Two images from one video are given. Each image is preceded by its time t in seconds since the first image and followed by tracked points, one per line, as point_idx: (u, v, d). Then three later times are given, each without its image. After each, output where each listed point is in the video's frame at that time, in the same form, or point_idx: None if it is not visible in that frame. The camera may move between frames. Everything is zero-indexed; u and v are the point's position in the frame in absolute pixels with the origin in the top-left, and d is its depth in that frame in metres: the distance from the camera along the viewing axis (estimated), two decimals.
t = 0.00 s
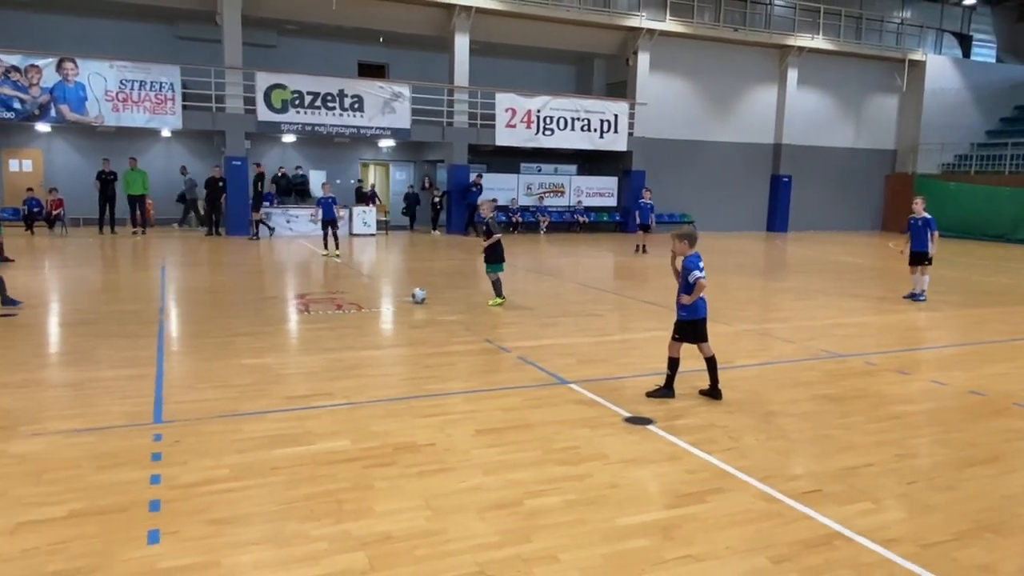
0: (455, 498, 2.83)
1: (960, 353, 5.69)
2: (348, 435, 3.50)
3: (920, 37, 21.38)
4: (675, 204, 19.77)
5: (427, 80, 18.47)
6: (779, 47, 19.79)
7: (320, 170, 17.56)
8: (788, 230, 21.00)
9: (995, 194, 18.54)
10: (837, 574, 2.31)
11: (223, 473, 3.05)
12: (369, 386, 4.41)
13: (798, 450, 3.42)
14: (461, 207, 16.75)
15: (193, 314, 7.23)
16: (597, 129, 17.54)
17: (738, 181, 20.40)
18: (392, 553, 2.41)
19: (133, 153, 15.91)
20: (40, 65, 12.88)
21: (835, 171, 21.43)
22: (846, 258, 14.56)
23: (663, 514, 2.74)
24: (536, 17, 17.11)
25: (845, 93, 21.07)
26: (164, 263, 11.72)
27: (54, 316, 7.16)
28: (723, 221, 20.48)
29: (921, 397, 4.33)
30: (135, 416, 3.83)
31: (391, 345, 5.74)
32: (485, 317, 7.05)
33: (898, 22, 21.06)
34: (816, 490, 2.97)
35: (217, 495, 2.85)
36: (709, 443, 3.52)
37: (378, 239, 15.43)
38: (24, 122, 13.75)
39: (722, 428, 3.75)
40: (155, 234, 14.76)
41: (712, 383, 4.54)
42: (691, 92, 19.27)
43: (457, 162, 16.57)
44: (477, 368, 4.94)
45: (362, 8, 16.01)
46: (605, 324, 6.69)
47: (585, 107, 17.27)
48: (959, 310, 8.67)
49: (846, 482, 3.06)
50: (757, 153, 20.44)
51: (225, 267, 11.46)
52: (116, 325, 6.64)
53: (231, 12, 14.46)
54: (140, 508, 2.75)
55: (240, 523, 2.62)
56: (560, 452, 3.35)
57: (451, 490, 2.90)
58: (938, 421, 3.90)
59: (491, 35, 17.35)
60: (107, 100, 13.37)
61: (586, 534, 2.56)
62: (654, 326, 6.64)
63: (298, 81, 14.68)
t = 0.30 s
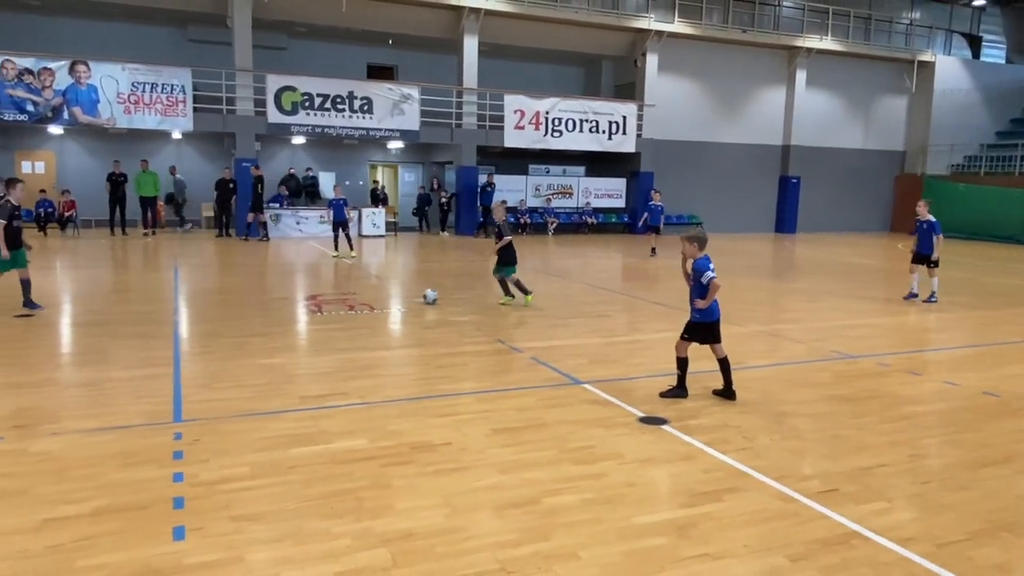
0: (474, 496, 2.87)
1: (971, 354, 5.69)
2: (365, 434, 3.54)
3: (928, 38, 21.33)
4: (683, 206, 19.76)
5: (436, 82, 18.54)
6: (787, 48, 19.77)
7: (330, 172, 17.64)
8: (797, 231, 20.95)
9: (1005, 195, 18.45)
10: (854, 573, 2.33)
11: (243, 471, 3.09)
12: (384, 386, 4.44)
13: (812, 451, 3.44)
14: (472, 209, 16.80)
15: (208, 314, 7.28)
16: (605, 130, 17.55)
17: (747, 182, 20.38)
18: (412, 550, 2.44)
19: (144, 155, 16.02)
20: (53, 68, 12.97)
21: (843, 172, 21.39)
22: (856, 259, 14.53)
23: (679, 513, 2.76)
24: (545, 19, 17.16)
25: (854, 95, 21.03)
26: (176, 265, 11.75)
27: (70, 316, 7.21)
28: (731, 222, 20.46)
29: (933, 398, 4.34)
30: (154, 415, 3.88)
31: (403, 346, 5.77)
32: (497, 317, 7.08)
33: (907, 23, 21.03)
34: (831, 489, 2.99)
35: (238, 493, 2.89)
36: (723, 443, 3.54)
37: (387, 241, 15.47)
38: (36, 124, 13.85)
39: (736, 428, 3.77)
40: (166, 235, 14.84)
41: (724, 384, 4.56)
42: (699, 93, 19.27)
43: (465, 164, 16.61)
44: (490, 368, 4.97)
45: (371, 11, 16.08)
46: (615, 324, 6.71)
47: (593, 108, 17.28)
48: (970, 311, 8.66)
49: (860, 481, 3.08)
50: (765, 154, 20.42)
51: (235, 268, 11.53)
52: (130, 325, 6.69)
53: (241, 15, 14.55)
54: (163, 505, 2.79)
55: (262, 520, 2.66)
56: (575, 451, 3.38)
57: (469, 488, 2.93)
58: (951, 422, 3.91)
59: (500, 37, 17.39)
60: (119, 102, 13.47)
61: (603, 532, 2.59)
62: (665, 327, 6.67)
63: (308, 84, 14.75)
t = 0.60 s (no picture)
0: (486, 492, 2.90)
1: (984, 355, 5.67)
2: (378, 431, 3.58)
3: (942, 39, 21.21)
4: (694, 207, 19.73)
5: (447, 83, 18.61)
6: (799, 50, 19.71)
7: (342, 173, 17.74)
8: (809, 233, 20.86)
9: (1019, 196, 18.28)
10: (865, 569, 2.35)
11: (258, 467, 3.14)
12: (397, 384, 4.49)
13: (823, 450, 3.45)
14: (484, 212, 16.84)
15: (222, 314, 7.35)
16: (616, 131, 17.54)
17: (758, 184, 20.33)
18: (426, 544, 2.48)
19: (158, 157, 16.18)
20: (69, 71, 13.13)
21: (856, 173, 21.28)
22: (869, 261, 14.45)
23: (690, 510, 2.78)
24: (555, 20, 17.20)
25: (867, 96, 20.93)
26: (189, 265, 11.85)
27: (88, 315, 7.32)
28: (743, 224, 20.40)
29: (945, 398, 4.34)
30: (171, 412, 3.95)
31: (415, 345, 5.82)
32: (508, 318, 7.13)
33: (919, 23, 20.92)
34: (842, 488, 3.00)
35: (254, 488, 2.94)
36: (734, 442, 3.55)
37: (398, 242, 15.51)
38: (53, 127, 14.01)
39: (747, 427, 3.78)
40: (179, 236, 14.97)
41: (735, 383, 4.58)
42: (710, 94, 19.24)
43: (477, 166, 16.67)
44: (502, 367, 5.01)
45: (382, 13, 16.15)
46: (626, 325, 6.74)
47: (604, 110, 17.29)
48: (983, 312, 8.62)
49: (871, 480, 3.09)
50: (777, 155, 20.36)
51: (247, 269, 11.61)
52: (146, 324, 6.77)
53: (255, 18, 14.67)
54: (181, 500, 2.84)
55: (278, 514, 2.71)
56: (587, 449, 3.40)
57: (481, 485, 2.97)
58: (963, 422, 3.91)
59: (511, 39, 17.45)
60: (134, 105, 13.62)
61: (614, 529, 2.61)
62: (676, 327, 6.69)
63: (320, 86, 14.84)
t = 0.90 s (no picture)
0: (496, 488, 2.93)
1: (998, 357, 5.64)
2: (390, 429, 3.63)
3: (959, 39, 21.02)
4: (709, 209, 19.67)
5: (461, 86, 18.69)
6: (814, 51, 19.62)
7: (357, 175, 17.86)
8: (824, 234, 20.73)
9: None
10: (872, 566, 2.36)
11: (273, 462, 3.20)
12: (409, 383, 4.53)
13: (833, 450, 3.45)
14: (497, 214, 16.90)
15: (238, 313, 7.44)
16: (629, 133, 17.53)
17: (773, 186, 20.23)
18: (435, 538, 2.52)
19: (175, 160, 16.38)
20: (88, 74, 13.33)
21: (872, 174, 21.13)
22: (885, 262, 14.35)
23: (699, 508, 2.80)
24: (570, 23, 17.23)
25: (882, 97, 20.78)
26: (206, 266, 11.98)
27: (106, 314, 7.43)
28: (757, 226, 20.32)
29: (958, 399, 4.32)
30: (187, 409, 4.02)
31: (428, 345, 5.87)
32: (521, 318, 7.16)
33: (936, 24, 20.75)
34: (851, 487, 3.01)
35: (268, 483, 2.99)
36: (744, 441, 3.56)
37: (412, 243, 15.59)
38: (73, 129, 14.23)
39: (758, 427, 3.79)
40: (196, 238, 15.13)
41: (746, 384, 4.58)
42: (724, 96, 19.18)
43: (490, 168, 16.71)
44: (513, 367, 5.05)
45: (396, 17, 16.25)
46: (638, 326, 6.75)
47: (617, 112, 17.28)
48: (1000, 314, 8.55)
49: (880, 480, 3.09)
50: (792, 157, 20.26)
51: (262, 270, 11.72)
52: (162, 323, 6.87)
53: (271, 22, 14.82)
54: (197, 494, 2.90)
55: (292, 508, 2.76)
56: (597, 448, 3.43)
57: (491, 481, 3.00)
58: (976, 423, 3.90)
59: (525, 41, 17.50)
60: (152, 108, 13.80)
61: (622, 525, 2.64)
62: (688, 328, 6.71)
63: (335, 89, 14.97)
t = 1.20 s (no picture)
0: (511, 484, 2.97)
1: (1019, 358, 5.58)
2: (408, 425, 3.67)
3: (981, 39, 20.78)
4: (727, 210, 19.58)
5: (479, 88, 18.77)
6: (834, 52, 19.48)
7: (375, 177, 17.99)
8: (844, 236, 20.56)
9: None
10: (886, 563, 2.37)
11: (293, 456, 3.26)
12: (427, 381, 4.59)
13: (849, 449, 3.45)
14: (515, 215, 16.95)
15: (258, 312, 7.55)
16: (647, 135, 17.49)
17: (792, 187, 20.10)
18: (450, 531, 2.56)
19: (195, 161, 16.58)
20: (112, 77, 13.55)
21: (892, 175, 20.91)
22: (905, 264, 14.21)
23: (714, 504, 2.82)
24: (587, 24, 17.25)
25: (903, 97, 20.59)
26: (226, 266, 12.11)
27: (129, 313, 7.57)
28: (776, 228, 20.20)
29: (976, 400, 4.30)
30: (209, 404, 4.11)
31: (445, 344, 5.92)
32: (537, 319, 7.20)
33: (958, 24, 20.51)
34: (866, 486, 3.01)
35: (287, 475, 3.06)
36: (760, 440, 3.57)
37: (429, 244, 15.68)
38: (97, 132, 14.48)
39: (773, 426, 3.79)
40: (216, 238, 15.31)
41: (762, 385, 4.59)
42: (742, 97, 19.10)
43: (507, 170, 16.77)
44: (529, 366, 5.09)
45: (413, 19, 16.36)
46: (654, 326, 6.76)
47: (635, 113, 17.26)
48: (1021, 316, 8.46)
49: (895, 478, 3.09)
50: (811, 158, 20.11)
51: (281, 270, 11.85)
52: (184, 322, 6.99)
53: (291, 25, 14.96)
54: (219, 486, 2.97)
55: (311, 500, 2.82)
56: (612, 445, 3.45)
57: (506, 476, 3.04)
58: (994, 423, 3.87)
59: (542, 43, 17.54)
60: (174, 110, 13.99)
61: (636, 520, 2.66)
62: (705, 329, 6.71)
63: (354, 91, 15.10)
